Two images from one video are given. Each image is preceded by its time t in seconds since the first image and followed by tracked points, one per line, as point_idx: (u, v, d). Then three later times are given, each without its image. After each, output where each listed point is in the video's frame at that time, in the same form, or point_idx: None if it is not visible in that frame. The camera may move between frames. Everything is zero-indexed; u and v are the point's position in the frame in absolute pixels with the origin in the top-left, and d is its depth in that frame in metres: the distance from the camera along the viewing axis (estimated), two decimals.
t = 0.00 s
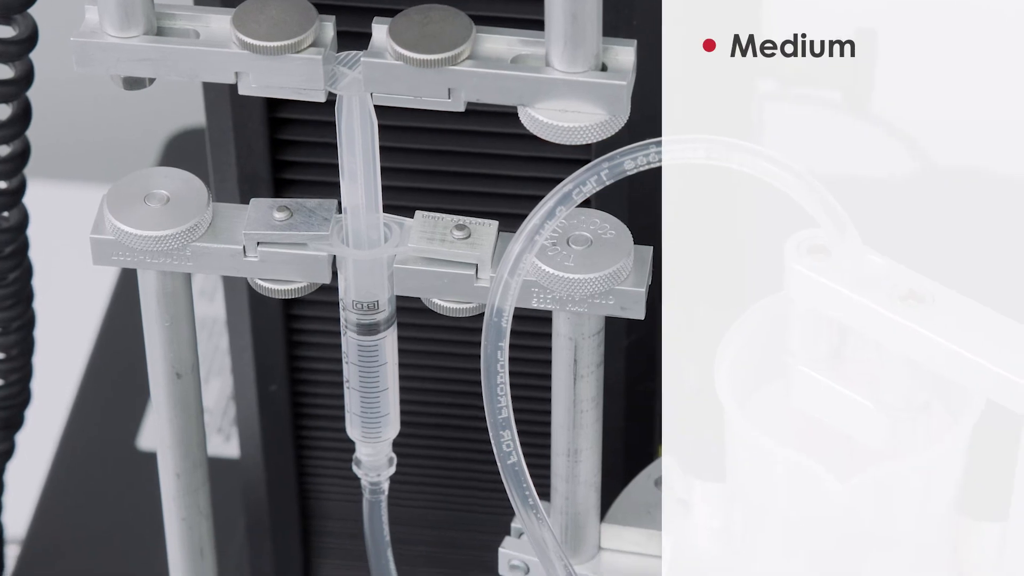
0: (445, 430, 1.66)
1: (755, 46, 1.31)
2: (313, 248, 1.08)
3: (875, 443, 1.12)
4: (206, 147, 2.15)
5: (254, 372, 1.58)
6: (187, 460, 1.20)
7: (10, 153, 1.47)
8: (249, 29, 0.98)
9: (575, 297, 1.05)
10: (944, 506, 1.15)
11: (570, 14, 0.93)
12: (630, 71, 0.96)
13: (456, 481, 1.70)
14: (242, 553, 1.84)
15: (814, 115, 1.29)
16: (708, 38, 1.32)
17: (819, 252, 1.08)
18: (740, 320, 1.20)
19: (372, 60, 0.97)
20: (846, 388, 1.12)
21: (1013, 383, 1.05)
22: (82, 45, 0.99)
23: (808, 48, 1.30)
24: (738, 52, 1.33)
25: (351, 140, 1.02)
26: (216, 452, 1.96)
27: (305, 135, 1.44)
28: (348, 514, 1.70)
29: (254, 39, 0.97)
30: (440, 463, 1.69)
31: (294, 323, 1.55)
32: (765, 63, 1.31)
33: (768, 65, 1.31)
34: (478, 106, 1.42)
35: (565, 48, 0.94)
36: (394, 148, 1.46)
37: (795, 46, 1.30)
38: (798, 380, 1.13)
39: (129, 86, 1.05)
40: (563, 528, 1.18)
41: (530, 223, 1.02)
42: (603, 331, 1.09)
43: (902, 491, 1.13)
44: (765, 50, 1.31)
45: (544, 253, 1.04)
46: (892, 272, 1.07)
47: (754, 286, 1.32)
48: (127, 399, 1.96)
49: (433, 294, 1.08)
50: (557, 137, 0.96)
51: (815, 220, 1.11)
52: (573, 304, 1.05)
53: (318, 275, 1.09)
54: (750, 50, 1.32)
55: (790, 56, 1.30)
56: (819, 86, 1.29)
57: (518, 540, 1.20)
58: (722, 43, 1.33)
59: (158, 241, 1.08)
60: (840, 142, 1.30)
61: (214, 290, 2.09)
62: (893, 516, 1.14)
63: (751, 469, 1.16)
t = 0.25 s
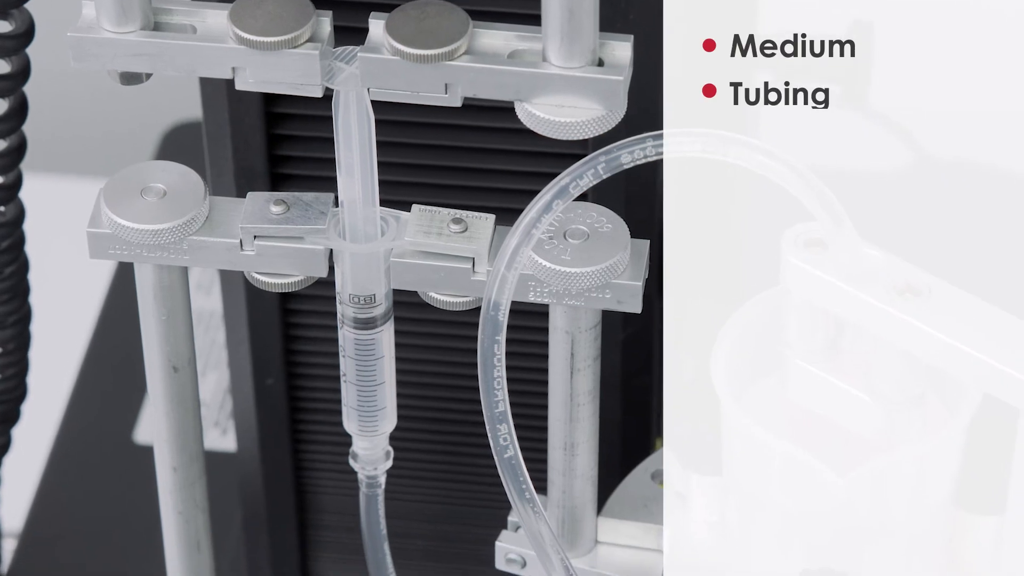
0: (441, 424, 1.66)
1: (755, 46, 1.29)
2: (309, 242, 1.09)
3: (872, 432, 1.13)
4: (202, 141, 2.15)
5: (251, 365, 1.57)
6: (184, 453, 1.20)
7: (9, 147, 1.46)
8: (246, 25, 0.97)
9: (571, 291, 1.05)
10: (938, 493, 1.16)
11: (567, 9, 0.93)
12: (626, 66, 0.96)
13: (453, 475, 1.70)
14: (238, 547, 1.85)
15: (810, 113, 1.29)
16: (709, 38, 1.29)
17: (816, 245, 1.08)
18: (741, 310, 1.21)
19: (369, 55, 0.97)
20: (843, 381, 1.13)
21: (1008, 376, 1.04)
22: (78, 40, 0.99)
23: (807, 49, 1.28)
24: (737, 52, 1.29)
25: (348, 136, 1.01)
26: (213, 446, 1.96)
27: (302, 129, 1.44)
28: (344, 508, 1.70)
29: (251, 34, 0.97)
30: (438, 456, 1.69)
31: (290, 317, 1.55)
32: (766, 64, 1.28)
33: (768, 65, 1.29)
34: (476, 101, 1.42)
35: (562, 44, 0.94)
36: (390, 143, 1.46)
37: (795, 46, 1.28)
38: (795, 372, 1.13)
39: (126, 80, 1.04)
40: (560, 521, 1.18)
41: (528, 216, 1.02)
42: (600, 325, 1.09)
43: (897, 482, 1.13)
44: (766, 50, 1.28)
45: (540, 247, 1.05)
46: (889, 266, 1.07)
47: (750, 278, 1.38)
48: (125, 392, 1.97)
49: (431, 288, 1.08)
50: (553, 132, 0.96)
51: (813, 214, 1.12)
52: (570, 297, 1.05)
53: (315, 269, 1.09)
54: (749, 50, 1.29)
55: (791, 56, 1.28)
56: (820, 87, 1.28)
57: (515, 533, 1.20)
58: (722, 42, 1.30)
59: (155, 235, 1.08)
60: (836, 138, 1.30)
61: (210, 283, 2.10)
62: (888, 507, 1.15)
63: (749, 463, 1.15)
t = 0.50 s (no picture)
0: (439, 419, 1.66)
1: (754, 45, 1.28)
2: (306, 235, 1.08)
3: (868, 429, 1.14)
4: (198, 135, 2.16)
5: (248, 359, 1.57)
6: (181, 447, 1.20)
7: (4, 142, 1.46)
8: (243, 20, 0.97)
9: (568, 284, 1.05)
10: (936, 490, 1.13)
11: (563, 4, 0.93)
12: (623, 61, 0.96)
13: (448, 470, 1.70)
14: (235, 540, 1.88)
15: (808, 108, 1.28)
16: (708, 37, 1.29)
17: (811, 238, 1.08)
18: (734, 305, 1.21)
19: (365, 49, 0.96)
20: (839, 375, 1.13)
21: (1003, 369, 1.04)
22: (76, 35, 0.99)
23: (808, 48, 1.27)
24: (737, 52, 1.29)
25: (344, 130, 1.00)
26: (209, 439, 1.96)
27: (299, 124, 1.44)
28: (341, 502, 1.71)
29: (248, 29, 0.97)
30: (434, 452, 1.69)
31: (287, 312, 1.56)
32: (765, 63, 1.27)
33: (768, 65, 1.27)
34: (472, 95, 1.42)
35: (559, 38, 0.94)
36: (388, 137, 1.47)
37: (795, 46, 1.26)
38: (791, 365, 1.14)
39: (123, 75, 1.04)
40: (557, 514, 1.18)
41: (525, 210, 1.02)
42: (597, 319, 1.09)
43: (895, 476, 1.11)
44: (765, 50, 1.27)
45: (537, 240, 1.04)
46: (885, 259, 1.07)
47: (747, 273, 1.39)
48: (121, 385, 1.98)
49: (428, 281, 1.08)
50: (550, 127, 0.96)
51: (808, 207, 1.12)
52: (567, 291, 1.05)
53: (311, 263, 1.09)
54: (749, 49, 1.28)
55: (791, 55, 1.27)
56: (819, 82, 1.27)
57: (512, 527, 1.20)
58: (722, 42, 1.30)
59: (151, 228, 1.08)
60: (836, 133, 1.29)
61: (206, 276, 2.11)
62: (885, 501, 1.13)
63: (745, 456, 1.15)
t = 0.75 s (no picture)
0: (435, 411, 1.66)
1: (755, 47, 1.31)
2: (302, 229, 1.08)
3: (863, 421, 1.12)
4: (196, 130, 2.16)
5: (245, 352, 1.58)
6: (178, 441, 1.20)
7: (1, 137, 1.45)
8: (240, 15, 0.97)
9: (565, 278, 1.05)
10: (933, 484, 1.14)
11: None
12: (620, 56, 0.96)
13: (445, 463, 1.70)
14: (232, 535, 1.87)
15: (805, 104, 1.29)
16: (709, 37, 1.33)
17: (809, 232, 1.08)
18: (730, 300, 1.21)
19: (362, 45, 0.96)
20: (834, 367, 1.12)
21: (1002, 363, 1.05)
22: (72, 31, 0.99)
23: (806, 50, 1.30)
24: (737, 52, 1.32)
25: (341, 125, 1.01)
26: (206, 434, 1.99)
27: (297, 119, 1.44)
28: (337, 496, 1.71)
29: (245, 25, 0.97)
30: (432, 445, 1.69)
31: (283, 306, 1.56)
32: (765, 62, 1.30)
33: (768, 65, 1.30)
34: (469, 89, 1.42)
35: (555, 33, 0.94)
36: (382, 132, 1.46)
37: (795, 46, 1.29)
38: (788, 359, 1.13)
39: (120, 70, 1.04)
40: (553, 508, 1.18)
41: (521, 203, 1.02)
42: (593, 312, 1.09)
43: (893, 470, 1.12)
44: (765, 50, 1.30)
45: (534, 234, 1.04)
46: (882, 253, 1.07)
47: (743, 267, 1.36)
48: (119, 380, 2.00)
49: (425, 275, 1.08)
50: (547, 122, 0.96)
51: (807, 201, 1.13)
52: (563, 284, 1.05)
53: (308, 256, 1.09)
54: (749, 50, 1.31)
55: (790, 55, 1.30)
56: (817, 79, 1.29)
57: (508, 520, 1.20)
58: (722, 42, 1.33)
59: (148, 222, 1.08)
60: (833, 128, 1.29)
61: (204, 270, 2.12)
62: (883, 492, 1.14)
63: (743, 450, 1.16)
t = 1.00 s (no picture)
0: (432, 406, 1.66)
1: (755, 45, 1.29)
2: (299, 222, 1.08)
3: (858, 417, 1.13)
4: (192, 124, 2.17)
5: (241, 345, 1.58)
6: (175, 435, 1.20)
7: None
8: (237, 11, 0.97)
9: (562, 272, 1.04)
10: (929, 479, 1.14)
11: None
12: (616, 51, 0.96)
13: (441, 457, 1.71)
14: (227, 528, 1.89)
15: (805, 104, 1.26)
16: (708, 37, 1.31)
17: (806, 226, 1.09)
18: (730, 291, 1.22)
19: (359, 40, 0.96)
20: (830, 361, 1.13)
21: (999, 356, 1.04)
22: (70, 26, 0.99)
23: (807, 48, 1.27)
24: (737, 52, 1.30)
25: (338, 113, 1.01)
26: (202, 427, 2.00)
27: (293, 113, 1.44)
28: (334, 490, 1.71)
29: (241, 20, 0.96)
30: (428, 439, 1.69)
31: (280, 300, 1.56)
32: (765, 62, 1.28)
33: (767, 65, 1.28)
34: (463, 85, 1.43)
35: (552, 28, 0.94)
36: (379, 126, 1.47)
37: (795, 45, 1.27)
38: (783, 354, 1.14)
39: (116, 65, 1.04)
40: (551, 502, 1.17)
41: (518, 197, 1.02)
42: (590, 306, 1.09)
43: (889, 463, 1.12)
44: (765, 50, 1.28)
45: (530, 228, 1.04)
46: (879, 246, 1.07)
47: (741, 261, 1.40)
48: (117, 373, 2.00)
49: (422, 269, 1.08)
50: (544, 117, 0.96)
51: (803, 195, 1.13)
52: (560, 278, 1.05)
53: (305, 250, 1.09)
54: (749, 50, 1.29)
55: (790, 55, 1.27)
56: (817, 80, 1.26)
57: (505, 514, 1.20)
58: (722, 43, 1.32)
59: (145, 215, 1.08)
60: (834, 128, 1.26)
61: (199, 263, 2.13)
62: (880, 488, 1.14)
63: (740, 446, 1.16)
